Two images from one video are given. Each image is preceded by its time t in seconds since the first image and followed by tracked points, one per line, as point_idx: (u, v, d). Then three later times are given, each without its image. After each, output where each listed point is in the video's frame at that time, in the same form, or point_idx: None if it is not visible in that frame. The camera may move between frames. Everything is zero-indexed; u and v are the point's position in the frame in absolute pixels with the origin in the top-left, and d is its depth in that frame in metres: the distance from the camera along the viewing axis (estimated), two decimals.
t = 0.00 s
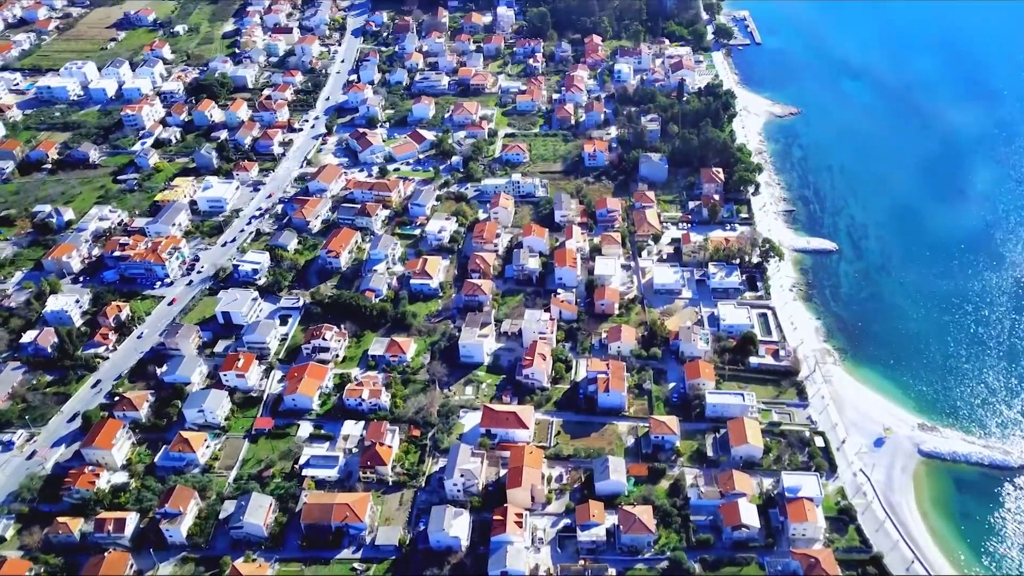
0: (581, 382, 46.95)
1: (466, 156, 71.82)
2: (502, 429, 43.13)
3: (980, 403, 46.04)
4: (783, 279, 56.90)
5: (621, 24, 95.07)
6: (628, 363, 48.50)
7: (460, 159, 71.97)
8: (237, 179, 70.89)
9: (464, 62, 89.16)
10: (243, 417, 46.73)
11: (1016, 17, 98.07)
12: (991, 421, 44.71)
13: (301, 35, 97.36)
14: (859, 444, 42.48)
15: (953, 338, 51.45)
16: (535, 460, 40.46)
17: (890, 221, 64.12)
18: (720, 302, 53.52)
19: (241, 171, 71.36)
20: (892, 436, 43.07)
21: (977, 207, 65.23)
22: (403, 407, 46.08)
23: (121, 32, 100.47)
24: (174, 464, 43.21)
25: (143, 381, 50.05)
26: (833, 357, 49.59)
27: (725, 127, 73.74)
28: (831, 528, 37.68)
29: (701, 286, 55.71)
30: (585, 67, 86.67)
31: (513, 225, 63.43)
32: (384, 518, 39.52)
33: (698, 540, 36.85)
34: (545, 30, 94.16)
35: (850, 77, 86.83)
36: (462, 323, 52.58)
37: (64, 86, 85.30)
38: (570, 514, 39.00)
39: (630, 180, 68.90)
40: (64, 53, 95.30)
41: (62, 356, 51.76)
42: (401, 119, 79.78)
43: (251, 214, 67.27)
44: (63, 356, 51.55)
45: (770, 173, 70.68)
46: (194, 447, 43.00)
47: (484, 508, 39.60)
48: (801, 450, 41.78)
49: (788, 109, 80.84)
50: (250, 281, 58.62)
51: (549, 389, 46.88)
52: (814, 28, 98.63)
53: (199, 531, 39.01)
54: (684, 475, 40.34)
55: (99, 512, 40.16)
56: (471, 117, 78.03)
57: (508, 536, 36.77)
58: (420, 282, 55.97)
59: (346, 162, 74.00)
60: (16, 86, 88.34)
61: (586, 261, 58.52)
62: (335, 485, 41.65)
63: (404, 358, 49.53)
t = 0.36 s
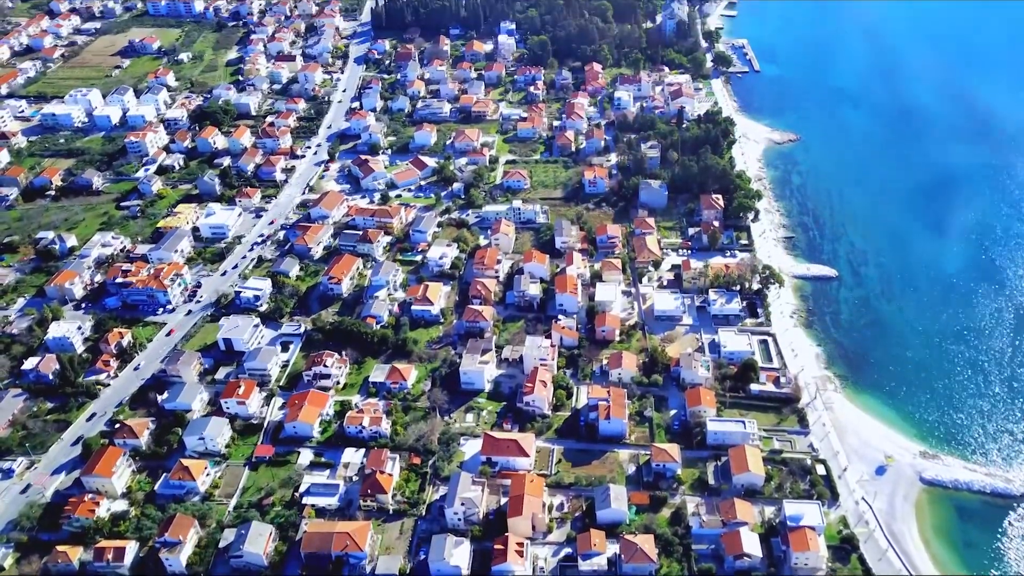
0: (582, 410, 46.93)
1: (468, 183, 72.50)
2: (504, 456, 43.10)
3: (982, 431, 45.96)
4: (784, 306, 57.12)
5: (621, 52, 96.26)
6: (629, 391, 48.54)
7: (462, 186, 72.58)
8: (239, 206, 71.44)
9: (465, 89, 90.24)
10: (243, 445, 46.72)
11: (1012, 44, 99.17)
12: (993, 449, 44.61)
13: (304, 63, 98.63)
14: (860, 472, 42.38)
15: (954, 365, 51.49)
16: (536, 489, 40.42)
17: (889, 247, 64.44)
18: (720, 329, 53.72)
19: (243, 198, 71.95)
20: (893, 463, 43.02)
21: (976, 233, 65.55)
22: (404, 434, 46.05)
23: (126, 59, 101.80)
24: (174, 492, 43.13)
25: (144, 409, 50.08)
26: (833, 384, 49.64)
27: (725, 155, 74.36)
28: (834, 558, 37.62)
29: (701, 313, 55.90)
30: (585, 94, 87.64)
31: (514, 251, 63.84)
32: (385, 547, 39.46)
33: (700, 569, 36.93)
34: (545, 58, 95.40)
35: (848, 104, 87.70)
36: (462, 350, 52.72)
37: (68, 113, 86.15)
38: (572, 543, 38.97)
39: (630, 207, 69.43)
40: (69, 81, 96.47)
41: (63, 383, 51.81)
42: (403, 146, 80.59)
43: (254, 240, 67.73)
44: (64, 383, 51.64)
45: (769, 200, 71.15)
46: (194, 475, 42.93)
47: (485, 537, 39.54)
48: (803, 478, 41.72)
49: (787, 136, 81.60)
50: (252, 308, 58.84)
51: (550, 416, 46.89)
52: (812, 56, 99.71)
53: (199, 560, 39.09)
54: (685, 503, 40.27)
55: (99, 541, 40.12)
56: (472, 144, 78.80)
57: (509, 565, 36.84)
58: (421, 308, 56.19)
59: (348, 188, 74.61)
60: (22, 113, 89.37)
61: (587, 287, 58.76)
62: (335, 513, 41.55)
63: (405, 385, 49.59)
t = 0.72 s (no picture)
0: (583, 435, 46.88)
1: (469, 208, 73.06)
2: (504, 482, 43.03)
3: (983, 457, 45.87)
4: (784, 330, 57.30)
5: (621, 77, 97.29)
6: (630, 416, 48.54)
7: (463, 210, 73.04)
8: (241, 230, 71.87)
9: (466, 114, 91.17)
10: (243, 470, 46.66)
11: (1010, 69, 100.17)
12: (995, 475, 44.48)
13: (306, 88, 99.71)
14: (862, 498, 42.29)
15: (955, 391, 51.49)
16: (536, 515, 40.38)
17: (889, 272, 64.68)
18: (721, 353, 53.86)
19: (245, 222, 72.42)
20: (895, 489, 42.94)
21: (975, 258, 65.80)
22: (405, 459, 45.98)
23: (129, 84, 102.96)
24: (173, 518, 43.01)
25: (144, 433, 50.10)
26: (835, 409, 49.64)
27: (724, 179, 74.88)
28: None
29: (701, 337, 56.08)
30: (585, 119, 88.50)
31: (515, 275, 64.14)
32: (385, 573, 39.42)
33: None
34: (546, 83, 96.50)
35: (847, 128, 88.50)
36: (463, 374, 52.79)
37: (72, 138, 86.98)
38: (573, 570, 38.90)
39: (630, 231, 69.88)
40: (73, 106, 97.56)
41: (64, 408, 51.81)
42: (404, 170, 81.29)
43: (255, 264, 68.08)
44: (65, 408, 51.66)
45: (769, 224, 71.58)
46: (194, 500, 42.82)
47: (485, 564, 39.50)
48: (805, 503, 41.66)
49: (786, 160, 82.25)
50: (253, 331, 59.00)
51: (551, 441, 46.85)
52: (811, 82, 100.64)
53: None
54: (687, 529, 40.21)
55: (98, 567, 40.11)
56: (473, 169, 79.48)
57: None
58: (422, 332, 56.33)
59: (350, 213, 75.09)
60: (26, 137, 90.26)
61: (587, 311, 58.94)
62: (335, 539, 41.47)
63: (406, 410, 49.59)
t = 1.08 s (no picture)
0: (584, 462, 46.81)
1: (471, 234, 73.55)
2: (505, 511, 42.91)
3: (985, 486, 45.73)
4: (784, 357, 57.39)
5: (620, 104, 98.35)
6: (631, 443, 48.50)
7: (464, 236, 73.51)
8: (243, 257, 72.29)
9: (467, 141, 92.04)
10: (243, 498, 46.54)
11: (1007, 97, 101.09)
12: (998, 505, 44.31)
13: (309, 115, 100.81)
14: (864, 527, 42.22)
15: (955, 419, 51.41)
16: (537, 544, 40.40)
17: (888, 299, 64.88)
18: (722, 380, 53.93)
19: (247, 249, 72.86)
20: (898, 518, 42.86)
21: (973, 285, 66.03)
22: (405, 487, 45.89)
23: (133, 111, 104.14)
24: (172, 546, 42.86)
25: (144, 461, 50.07)
26: (836, 436, 49.59)
27: (724, 206, 75.44)
28: None
29: (702, 364, 56.16)
30: (585, 146, 89.35)
31: (516, 301, 64.42)
32: None
33: None
34: (547, 110, 97.54)
35: (845, 156, 89.19)
36: (464, 401, 52.81)
37: (75, 165, 87.83)
38: None
39: (630, 257, 70.28)
40: (76, 132, 98.67)
41: (64, 435, 51.80)
42: (406, 197, 81.97)
43: (257, 291, 68.39)
44: (65, 435, 51.69)
45: (768, 251, 71.97)
46: (194, 529, 42.69)
47: None
48: (807, 533, 41.62)
49: (786, 187, 82.87)
50: (254, 358, 59.16)
51: (551, 469, 46.76)
52: (810, 109, 101.58)
53: None
54: (689, 559, 40.12)
55: None
56: (474, 196, 80.12)
57: None
58: (423, 359, 56.42)
59: (352, 239, 75.56)
60: (29, 164, 91.14)
61: (588, 337, 59.09)
62: (336, 569, 41.37)
63: (406, 437, 49.55)
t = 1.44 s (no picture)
0: (585, 491, 46.75)
1: (471, 260, 73.99)
2: (506, 541, 42.80)
3: (987, 514, 45.67)
4: (785, 384, 57.47)
5: (620, 132, 99.35)
6: (632, 471, 48.43)
7: (465, 263, 73.91)
8: (245, 283, 72.65)
9: (469, 168, 92.82)
10: (243, 527, 46.39)
11: (1002, 126, 102.17)
12: (1001, 534, 44.21)
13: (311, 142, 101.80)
14: (867, 557, 42.17)
15: (957, 447, 51.42)
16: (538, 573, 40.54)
17: (888, 326, 65.09)
18: (722, 408, 53.96)
19: (249, 275, 73.26)
20: (900, 548, 42.80)
21: (973, 312, 66.31)
22: (405, 516, 45.81)
23: (136, 138, 105.27)
24: None
25: (144, 489, 49.94)
26: (838, 465, 49.55)
27: (723, 233, 75.95)
28: None
29: (703, 392, 56.17)
30: (585, 173, 90.15)
31: (517, 328, 64.65)
32: None
33: None
34: (547, 137, 98.51)
35: (843, 183, 89.89)
36: (465, 428, 52.78)
37: (79, 191, 88.63)
38: None
39: (630, 284, 70.65)
40: (80, 159, 99.68)
41: (63, 463, 51.72)
42: (408, 224, 82.58)
43: (258, 317, 68.67)
44: (65, 463, 51.64)
45: (769, 278, 72.32)
46: (193, 559, 42.52)
47: None
48: (809, 563, 41.57)
49: (785, 214, 83.43)
50: (255, 385, 59.28)
51: (552, 498, 46.67)
52: (808, 137, 102.53)
53: None
54: None
55: None
56: (475, 222, 80.72)
57: None
58: (423, 386, 56.42)
59: (353, 266, 75.98)
60: (33, 190, 92.03)
61: (588, 364, 59.20)
62: None
63: (406, 465, 49.49)
